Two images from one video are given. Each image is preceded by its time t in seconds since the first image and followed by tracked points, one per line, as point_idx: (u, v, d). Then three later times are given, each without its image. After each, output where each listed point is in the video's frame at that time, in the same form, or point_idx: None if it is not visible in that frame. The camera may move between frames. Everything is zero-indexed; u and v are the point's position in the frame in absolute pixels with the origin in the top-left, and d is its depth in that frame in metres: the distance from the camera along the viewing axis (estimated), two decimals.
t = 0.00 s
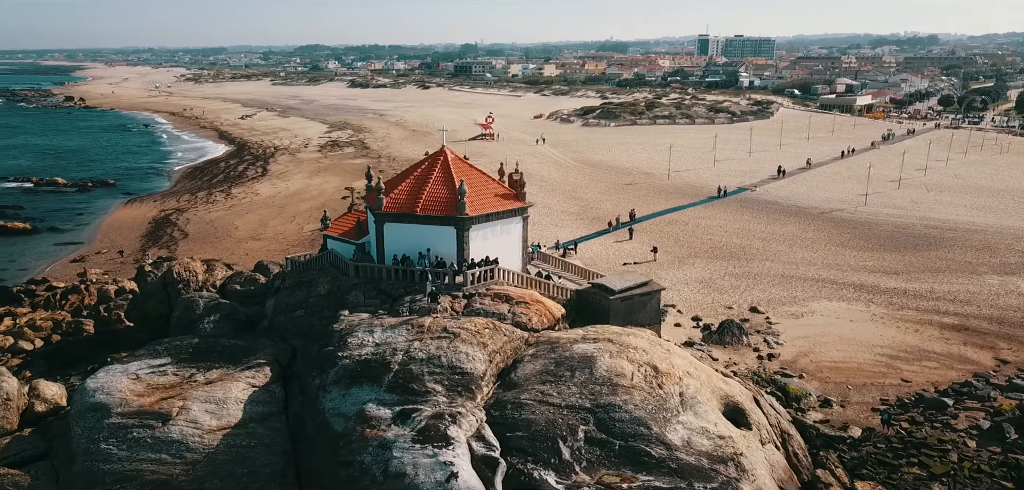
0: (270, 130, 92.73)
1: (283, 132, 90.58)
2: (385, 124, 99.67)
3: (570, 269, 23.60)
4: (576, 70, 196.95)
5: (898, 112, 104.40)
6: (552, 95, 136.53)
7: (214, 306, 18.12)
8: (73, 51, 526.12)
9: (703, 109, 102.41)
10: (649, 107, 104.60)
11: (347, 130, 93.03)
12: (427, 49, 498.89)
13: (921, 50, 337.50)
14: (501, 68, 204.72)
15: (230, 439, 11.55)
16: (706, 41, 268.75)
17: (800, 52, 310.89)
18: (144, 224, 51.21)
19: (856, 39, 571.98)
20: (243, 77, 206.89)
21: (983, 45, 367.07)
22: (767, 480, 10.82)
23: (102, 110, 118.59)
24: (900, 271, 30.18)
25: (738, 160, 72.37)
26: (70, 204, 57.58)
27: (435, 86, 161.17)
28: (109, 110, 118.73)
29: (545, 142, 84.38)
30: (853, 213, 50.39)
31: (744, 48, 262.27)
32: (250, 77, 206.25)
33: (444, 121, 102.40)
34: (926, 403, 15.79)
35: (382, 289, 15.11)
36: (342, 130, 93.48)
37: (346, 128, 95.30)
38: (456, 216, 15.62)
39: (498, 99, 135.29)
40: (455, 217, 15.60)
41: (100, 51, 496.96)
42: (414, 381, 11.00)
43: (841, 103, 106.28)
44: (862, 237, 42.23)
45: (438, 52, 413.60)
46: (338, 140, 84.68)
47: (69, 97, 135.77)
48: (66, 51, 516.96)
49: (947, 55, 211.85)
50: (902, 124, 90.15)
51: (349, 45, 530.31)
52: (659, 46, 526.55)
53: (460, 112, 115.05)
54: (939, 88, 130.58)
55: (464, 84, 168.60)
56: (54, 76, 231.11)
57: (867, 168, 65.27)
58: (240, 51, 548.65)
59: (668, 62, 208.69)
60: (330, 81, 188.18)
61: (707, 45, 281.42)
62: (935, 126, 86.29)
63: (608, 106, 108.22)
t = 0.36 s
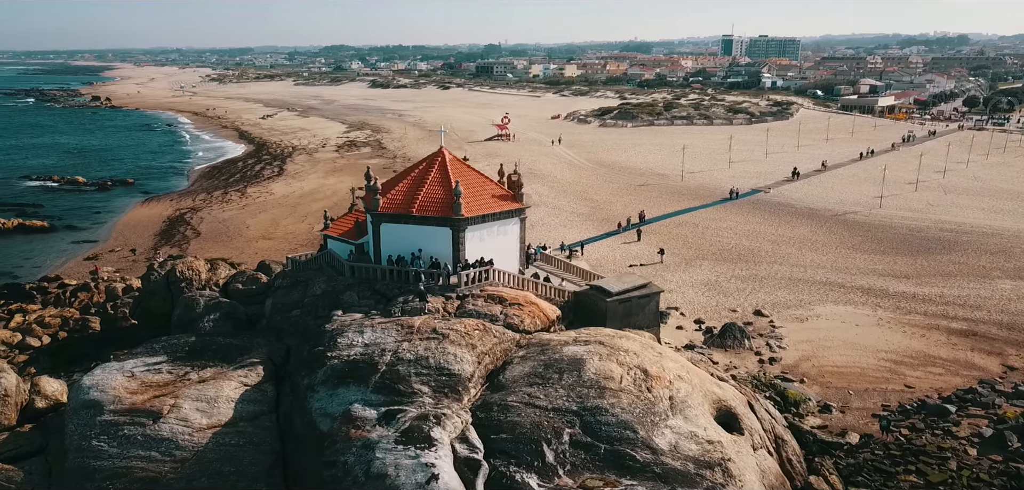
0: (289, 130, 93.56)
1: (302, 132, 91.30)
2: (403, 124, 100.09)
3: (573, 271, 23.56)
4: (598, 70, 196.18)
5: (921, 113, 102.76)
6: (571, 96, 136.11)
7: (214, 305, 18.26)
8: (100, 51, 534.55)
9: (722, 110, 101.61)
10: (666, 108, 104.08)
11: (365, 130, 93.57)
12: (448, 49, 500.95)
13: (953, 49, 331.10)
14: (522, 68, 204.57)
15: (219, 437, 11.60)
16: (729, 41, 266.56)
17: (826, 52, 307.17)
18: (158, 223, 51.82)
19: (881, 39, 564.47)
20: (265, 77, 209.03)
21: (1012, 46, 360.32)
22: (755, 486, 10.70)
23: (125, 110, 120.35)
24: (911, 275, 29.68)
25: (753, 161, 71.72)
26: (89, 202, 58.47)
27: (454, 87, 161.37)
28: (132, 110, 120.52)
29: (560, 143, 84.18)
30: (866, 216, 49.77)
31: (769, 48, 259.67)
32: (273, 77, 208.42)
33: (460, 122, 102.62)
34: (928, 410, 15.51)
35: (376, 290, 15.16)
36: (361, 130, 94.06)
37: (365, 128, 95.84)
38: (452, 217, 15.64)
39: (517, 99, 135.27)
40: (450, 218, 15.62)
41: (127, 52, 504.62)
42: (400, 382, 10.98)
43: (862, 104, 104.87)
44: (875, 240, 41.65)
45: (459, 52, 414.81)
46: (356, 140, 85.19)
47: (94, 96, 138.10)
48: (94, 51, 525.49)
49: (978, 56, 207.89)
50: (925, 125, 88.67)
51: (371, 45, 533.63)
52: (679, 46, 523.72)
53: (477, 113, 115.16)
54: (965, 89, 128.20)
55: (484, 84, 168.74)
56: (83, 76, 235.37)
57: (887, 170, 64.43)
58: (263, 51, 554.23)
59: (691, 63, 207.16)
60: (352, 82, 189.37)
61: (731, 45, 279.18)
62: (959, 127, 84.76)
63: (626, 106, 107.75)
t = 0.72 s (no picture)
0: (308, 130, 94.36)
1: (321, 132, 91.98)
2: (422, 125, 100.44)
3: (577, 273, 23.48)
4: (620, 70, 195.29)
5: (945, 114, 101.10)
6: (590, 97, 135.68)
7: (215, 304, 18.39)
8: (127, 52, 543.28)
9: (741, 110, 100.77)
10: (684, 109, 103.48)
11: (384, 130, 94.04)
12: (469, 50, 502.88)
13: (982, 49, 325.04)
14: (544, 68, 204.38)
15: (208, 436, 11.65)
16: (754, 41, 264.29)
17: (851, 53, 303.35)
18: (173, 222, 52.43)
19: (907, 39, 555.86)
20: (290, 77, 211.20)
21: None
22: None
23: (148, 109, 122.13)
24: (920, 279, 29.16)
25: (769, 163, 71.04)
26: (108, 200, 59.38)
27: (475, 87, 161.63)
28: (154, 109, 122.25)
29: (575, 143, 84.00)
30: (881, 218, 49.10)
31: (795, 48, 257.11)
32: (296, 78, 210.45)
33: (476, 122, 102.77)
34: (930, 417, 15.23)
35: (371, 290, 15.22)
36: (380, 130, 94.59)
37: (384, 128, 96.34)
38: (447, 218, 15.62)
39: (537, 99, 135.14)
40: (446, 219, 15.61)
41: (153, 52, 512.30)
42: (387, 382, 10.97)
43: (884, 104, 103.42)
44: (888, 243, 41.04)
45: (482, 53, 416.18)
46: (374, 140, 85.63)
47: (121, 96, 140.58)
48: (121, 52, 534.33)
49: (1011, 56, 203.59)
50: (948, 127, 87.21)
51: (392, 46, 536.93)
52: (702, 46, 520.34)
53: (494, 113, 115.23)
54: (993, 90, 125.73)
55: (504, 84, 168.88)
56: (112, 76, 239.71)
57: (907, 173, 63.51)
58: (285, 51, 559.47)
59: (713, 63, 205.52)
60: (374, 82, 190.50)
61: (756, 46, 276.62)
62: (983, 129, 83.25)
63: (644, 107, 107.25)
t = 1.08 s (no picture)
0: (329, 130, 95.08)
1: (342, 132, 92.60)
2: (442, 125, 100.60)
3: (582, 276, 23.35)
4: (644, 70, 194.16)
5: (973, 116, 99.17)
6: (611, 97, 135.09)
7: (217, 303, 18.56)
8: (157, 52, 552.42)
9: (762, 111, 99.71)
10: (705, 110, 102.68)
11: (404, 131, 94.44)
12: (493, 50, 504.72)
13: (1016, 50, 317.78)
14: (568, 69, 203.86)
15: (201, 433, 11.76)
16: (781, 41, 261.34)
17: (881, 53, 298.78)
18: (190, 220, 53.07)
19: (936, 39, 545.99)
20: (317, 77, 213.30)
21: None
22: None
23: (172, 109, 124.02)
24: (932, 283, 28.55)
25: (788, 165, 70.21)
26: (129, 198, 60.31)
27: (497, 88, 161.63)
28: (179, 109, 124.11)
29: (593, 144, 83.71)
30: (898, 222, 48.35)
31: (822, 48, 253.72)
32: (321, 78, 212.44)
33: (495, 123, 102.80)
34: (933, 424, 14.94)
35: (368, 291, 15.28)
36: (400, 130, 95.02)
37: (403, 129, 96.72)
38: (445, 219, 15.61)
39: (558, 100, 134.81)
40: (443, 220, 15.61)
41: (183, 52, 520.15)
42: (376, 383, 10.97)
43: (909, 106, 101.77)
44: (904, 246, 40.32)
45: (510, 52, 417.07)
46: (393, 140, 86.00)
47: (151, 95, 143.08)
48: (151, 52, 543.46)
49: None
50: (975, 129, 85.47)
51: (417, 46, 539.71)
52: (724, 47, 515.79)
53: (514, 114, 115.19)
54: None
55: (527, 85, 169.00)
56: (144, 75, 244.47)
57: (928, 175, 62.46)
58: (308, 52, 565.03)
59: (738, 63, 203.51)
60: (398, 82, 191.35)
61: (783, 46, 273.47)
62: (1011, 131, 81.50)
63: (665, 107, 106.56)
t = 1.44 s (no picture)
0: (351, 130, 95.76)
1: (363, 132, 93.16)
2: (463, 125, 100.81)
3: (586, 278, 23.23)
4: (668, 71, 192.90)
5: (1002, 117, 97.11)
6: (634, 98, 134.37)
7: (221, 301, 18.70)
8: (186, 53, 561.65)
9: (784, 112, 98.62)
10: (726, 111, 101.84)
11: (424, 131, 94.78)
12: (516, 51, 506.12)
13: None
14: (592, 69, 203.36)
15: (194, 431, 11.85)
16: (809, 41, 258.30)
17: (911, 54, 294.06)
18: (206, 219, 53.70)
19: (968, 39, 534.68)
20: (340, 78, 215.22)
21: None
22: None
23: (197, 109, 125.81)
24: (945, 288, 27.92)
25: (807, 166, 69.42)
26: (150, 197, 61.23)
27: (519, 89, 161.55)
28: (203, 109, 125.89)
29: (612, 145, 83.36)
30: (915, 225, 47.58)
31: (851, 49, 250.22)
32: (344, 78, 214.22)
33: (514, 123, 102.84)
34: (936, 431, 14.66)
35: (364, 291, 15.34)
36: (421, 131, 95.40)
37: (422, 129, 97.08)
38: (443, 219, 15.61)
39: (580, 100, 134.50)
40: (441, 220, 15.60)
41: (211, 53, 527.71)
42: (365, 383, 10.98)
43: (936, 107, 100.06)
44: (920, 249, 39.63)
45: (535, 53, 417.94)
46: (412, 141, 86.35)
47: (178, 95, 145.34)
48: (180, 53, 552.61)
49: None
50: (1004, 131, 83.65)
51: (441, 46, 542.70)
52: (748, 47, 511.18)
53: (534, 114, 115.11)
54: None
55: (549, 85, 169.10)
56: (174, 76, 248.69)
57: (947, 177, 61.49)
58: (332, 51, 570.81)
59: (764, 63, 201.42)
60: (422, 83, 192.14)
61: (811, 47, 270.12)
62: None
63: (686, 108, 105.82)
